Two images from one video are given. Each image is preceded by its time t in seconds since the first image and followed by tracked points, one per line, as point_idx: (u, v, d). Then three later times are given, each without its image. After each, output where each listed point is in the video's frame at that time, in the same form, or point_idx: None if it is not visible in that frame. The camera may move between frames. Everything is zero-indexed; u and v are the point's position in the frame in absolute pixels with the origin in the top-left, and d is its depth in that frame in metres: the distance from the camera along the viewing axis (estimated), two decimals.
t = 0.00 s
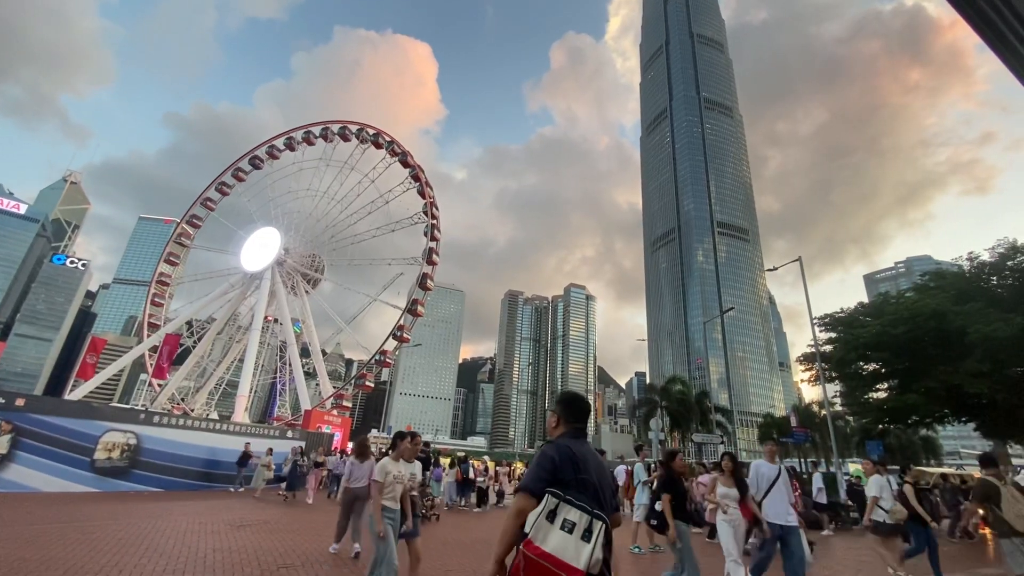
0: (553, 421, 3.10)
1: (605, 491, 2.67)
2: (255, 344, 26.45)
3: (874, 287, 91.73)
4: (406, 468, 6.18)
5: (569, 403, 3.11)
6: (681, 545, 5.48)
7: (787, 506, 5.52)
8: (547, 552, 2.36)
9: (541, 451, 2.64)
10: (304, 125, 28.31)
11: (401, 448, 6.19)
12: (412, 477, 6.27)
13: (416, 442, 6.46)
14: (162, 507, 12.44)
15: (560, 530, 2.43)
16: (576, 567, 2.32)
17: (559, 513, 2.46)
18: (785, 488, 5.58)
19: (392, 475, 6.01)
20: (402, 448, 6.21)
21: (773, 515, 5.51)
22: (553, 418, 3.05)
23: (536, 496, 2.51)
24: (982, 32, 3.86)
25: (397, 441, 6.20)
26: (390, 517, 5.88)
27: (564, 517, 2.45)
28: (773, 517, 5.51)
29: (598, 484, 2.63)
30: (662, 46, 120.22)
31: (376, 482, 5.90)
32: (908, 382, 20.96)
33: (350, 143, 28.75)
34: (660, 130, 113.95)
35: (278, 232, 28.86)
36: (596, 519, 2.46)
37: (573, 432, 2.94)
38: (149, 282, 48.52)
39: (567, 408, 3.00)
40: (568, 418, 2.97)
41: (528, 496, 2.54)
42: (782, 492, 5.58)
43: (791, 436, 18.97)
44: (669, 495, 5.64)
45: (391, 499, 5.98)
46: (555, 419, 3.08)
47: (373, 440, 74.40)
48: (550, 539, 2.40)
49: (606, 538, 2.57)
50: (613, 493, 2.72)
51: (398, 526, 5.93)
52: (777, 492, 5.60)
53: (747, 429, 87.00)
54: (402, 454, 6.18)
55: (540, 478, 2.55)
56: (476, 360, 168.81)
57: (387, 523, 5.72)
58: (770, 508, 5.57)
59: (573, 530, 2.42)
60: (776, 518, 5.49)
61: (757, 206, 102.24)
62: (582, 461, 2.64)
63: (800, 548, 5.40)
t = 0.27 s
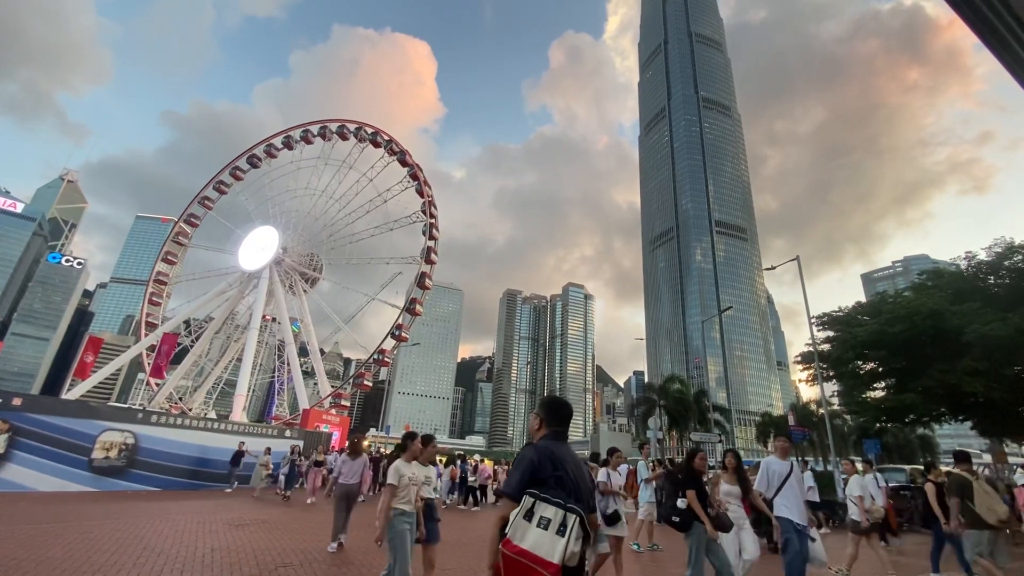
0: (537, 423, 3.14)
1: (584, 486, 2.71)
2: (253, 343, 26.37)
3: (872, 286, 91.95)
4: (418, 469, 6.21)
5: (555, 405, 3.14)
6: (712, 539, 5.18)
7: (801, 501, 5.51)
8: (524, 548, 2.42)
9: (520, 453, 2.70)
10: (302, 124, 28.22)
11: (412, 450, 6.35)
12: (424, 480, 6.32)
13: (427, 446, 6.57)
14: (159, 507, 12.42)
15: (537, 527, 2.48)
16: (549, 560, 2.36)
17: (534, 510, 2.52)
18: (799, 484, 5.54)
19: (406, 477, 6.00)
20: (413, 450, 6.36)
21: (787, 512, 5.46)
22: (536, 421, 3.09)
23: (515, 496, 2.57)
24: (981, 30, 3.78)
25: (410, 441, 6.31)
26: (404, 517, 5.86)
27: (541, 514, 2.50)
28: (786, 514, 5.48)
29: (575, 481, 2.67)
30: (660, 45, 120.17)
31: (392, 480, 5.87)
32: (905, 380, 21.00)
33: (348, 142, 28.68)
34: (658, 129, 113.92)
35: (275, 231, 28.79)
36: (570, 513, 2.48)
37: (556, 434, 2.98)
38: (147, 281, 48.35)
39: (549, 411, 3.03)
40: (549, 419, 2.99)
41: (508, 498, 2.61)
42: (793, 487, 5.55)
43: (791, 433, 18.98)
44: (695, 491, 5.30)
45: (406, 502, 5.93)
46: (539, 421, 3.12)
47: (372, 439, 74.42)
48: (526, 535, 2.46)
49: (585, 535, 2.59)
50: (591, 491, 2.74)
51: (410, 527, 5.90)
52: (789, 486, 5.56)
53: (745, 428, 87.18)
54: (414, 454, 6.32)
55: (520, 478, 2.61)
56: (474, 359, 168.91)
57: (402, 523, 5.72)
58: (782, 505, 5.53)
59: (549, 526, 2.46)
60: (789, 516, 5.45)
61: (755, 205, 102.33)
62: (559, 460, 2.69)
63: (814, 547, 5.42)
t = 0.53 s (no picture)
0: (528, 422, 3.22)
1: (566, 484, 2.87)
2: (253, 343, 26.35)
3: (871, 284, 92.01)
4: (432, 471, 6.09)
5: (544, 404, 3.22)
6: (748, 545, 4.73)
7: (813, 502, 5.47)
8: (511, 536, 2.58)
9: (511, 449, 2.80)
10: (301, 123, 28.20)
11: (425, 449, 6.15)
12: (438, 477, 6.24)
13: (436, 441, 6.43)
14: (159, 506, 12.43)
15: (523, 518, 2.62)
16: (533, 548, 2.54)
17: (521, 503, 2.66)
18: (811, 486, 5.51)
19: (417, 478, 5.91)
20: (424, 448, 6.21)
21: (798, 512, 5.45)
22: (526, 419, 3.17)
23: (503, 489, 2.70)
24: (978, 31, 3.79)
25: (420, 440, 6.19)
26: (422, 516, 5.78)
27: (527, 507, 2.64)
28: (798, 516, 5.46)
29: (558, 477, 2.82)
30: (659, 44, 120.05)
31: (403, 480, 5.72)
32: (903, 379, 21.07)
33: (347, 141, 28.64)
34: (658, 128, 113.92)
35: (275, 230, 28.79)
36: (553, 510, 2.67)
37: (545, 433, 3.07)
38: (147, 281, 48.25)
39: (538, 410, 3.13)
40: (539, 418, 3.09)
41: (497, 489, 2.72)
42: (806, 488, 5.53)
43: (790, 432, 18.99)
44: (724, 493, 4.83)
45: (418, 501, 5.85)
46: (530, 419, 3.18)
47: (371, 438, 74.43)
48: (513, 527, 2.61)
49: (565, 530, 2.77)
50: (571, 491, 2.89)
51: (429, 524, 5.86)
52: (802, 488, 5.53)
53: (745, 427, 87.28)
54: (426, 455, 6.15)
55: (509, 472, 2.72)
56: (474, 359, 169.01)
57: (421, 523, 5.65)
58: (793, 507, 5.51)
59: (534, 519, 2.63)
60: (801, 517, 5.42)
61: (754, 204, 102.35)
62: (545, 458, 2.82)
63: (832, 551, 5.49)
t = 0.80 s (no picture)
0: (513, 421, 3.24)
1: (551, 480, 2.89)
2: (253, 343, 26.34)
3: (870, 283, 92.06)
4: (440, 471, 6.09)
5: (528, 406, 3.24)
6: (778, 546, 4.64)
7: (822, 500, 5.20)
8: (498, 528, 2.59)
9: (495, 446, 2.84)
10: (300, 123, 28.19)
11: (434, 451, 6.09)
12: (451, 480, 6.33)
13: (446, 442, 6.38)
14: (158, 507, 12.41)
15: (509, 511, 2.65)
16: (519, 540, 2.56)
17: (508, 497, 2.67)
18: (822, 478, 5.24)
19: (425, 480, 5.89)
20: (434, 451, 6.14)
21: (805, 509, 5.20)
22: (511, 418, 3.18)
23: (489, 484, 2.71)
24: (978, 30, 3.81)
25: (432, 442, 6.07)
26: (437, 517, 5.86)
27: (514, 501, 2.66)
28: (805, 514, 5.20)
29: (542, 474, 2.84)
30: (658, 43, 120.02)
31: (413, 482, 5.69)
32: (903, 378, 21.10)
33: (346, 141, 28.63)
34: (657, 127, 113.92)
35: (274, 231, 28.77)
36: (537, 504, 2.69)
37: (529, 431, 3.09)
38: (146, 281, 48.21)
39: (520, 409, 3.16)
40: (523, 418, 3.11)
41: (482, 485, 2.74)
42: (814, 485, 5.25)
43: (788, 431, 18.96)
44: (753, 491, 4.87)
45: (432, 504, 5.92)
46: (515, 419, 3.20)
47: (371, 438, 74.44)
48: (501, 518, 2.62)
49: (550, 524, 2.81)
50: (553, 487, 2.92)
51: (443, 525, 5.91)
52: (810, 483, 5.28)
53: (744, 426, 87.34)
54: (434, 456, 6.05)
55: (494, 468, 2.75)
56: (474, 359, 169.08)
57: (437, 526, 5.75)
58: (800, 503, 5.26)
59: (520, 512, 2.65)
60: (809, 517, 5.16)
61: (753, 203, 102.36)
62: (528, 455, 2.86)
63: (839, 552, 5.05)
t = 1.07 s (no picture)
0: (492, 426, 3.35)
1: (531, 478, 2.96)
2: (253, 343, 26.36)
3: (871, 282, 92.08)
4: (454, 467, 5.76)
5: (507, 410, 3.34)
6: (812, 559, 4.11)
7: (833, 502, 5.05)
8: (479, 527, 2.62)
9: (471, 448, 2.91)
10: (300, 123, 28.20)
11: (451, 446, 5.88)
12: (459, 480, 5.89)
13: (462, 445, 6.16)
14: (160, 507, 12.42)
15: (489, 510, 2.68)
16: (500, 537, 2.59)
17: (486, 495, 2.71)
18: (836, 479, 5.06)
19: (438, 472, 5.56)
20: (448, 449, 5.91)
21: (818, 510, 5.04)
22: (489, 423, 3.29)
23: (469, 484, 2.77)
24: (979, 28, 3.83)
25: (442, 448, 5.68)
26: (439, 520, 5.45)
27: (493, 499, 2.70)
28: (815, 516, 5.06)
29: (520, 472, 2.89)
30: (658, 41, 119.92)
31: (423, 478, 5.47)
32: (904, 376, 21.12)
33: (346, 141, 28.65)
34: (657, 126, 113.91)
35: (274, 231, 28.78)
36: (516, 499, 2.72)
37: (506, 433, 3.17)
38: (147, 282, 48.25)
39: (499, 411, 3.25)
40: (500, 421, 3.21)
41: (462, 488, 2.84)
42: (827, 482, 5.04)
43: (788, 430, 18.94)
44: (788, 496, 4.25)
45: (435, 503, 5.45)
46: (493, 424, 3.31)
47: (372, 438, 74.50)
48: (480, 517, 2.65)
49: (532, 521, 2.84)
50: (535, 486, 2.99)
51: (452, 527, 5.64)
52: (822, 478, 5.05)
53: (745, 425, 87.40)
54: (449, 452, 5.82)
55: (472, 469, 2.82)
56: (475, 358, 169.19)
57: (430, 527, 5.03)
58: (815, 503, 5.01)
59: (501, 509, 2.68)
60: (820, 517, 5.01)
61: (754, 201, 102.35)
62: (506, 455, 2.93)
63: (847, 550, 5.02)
